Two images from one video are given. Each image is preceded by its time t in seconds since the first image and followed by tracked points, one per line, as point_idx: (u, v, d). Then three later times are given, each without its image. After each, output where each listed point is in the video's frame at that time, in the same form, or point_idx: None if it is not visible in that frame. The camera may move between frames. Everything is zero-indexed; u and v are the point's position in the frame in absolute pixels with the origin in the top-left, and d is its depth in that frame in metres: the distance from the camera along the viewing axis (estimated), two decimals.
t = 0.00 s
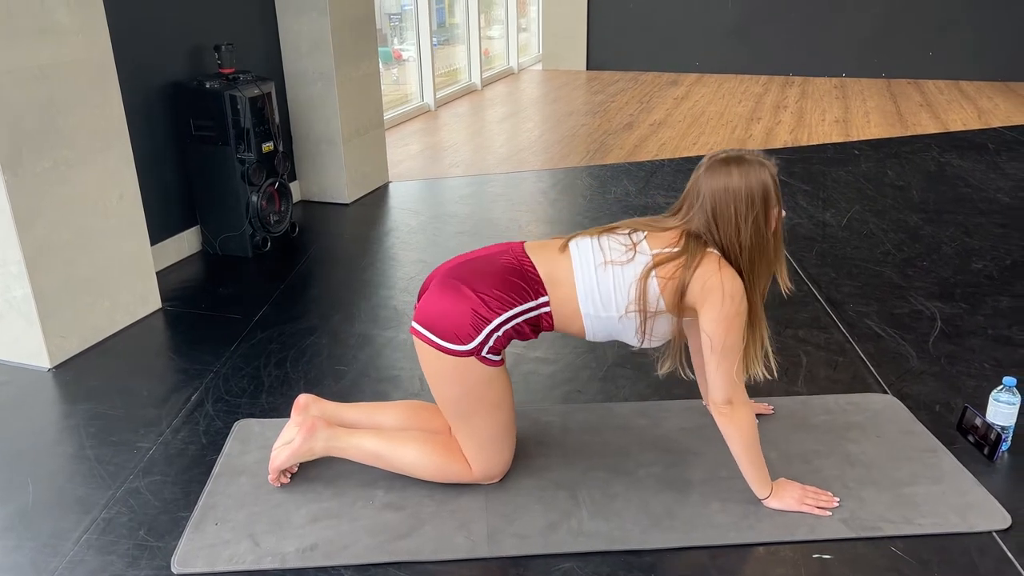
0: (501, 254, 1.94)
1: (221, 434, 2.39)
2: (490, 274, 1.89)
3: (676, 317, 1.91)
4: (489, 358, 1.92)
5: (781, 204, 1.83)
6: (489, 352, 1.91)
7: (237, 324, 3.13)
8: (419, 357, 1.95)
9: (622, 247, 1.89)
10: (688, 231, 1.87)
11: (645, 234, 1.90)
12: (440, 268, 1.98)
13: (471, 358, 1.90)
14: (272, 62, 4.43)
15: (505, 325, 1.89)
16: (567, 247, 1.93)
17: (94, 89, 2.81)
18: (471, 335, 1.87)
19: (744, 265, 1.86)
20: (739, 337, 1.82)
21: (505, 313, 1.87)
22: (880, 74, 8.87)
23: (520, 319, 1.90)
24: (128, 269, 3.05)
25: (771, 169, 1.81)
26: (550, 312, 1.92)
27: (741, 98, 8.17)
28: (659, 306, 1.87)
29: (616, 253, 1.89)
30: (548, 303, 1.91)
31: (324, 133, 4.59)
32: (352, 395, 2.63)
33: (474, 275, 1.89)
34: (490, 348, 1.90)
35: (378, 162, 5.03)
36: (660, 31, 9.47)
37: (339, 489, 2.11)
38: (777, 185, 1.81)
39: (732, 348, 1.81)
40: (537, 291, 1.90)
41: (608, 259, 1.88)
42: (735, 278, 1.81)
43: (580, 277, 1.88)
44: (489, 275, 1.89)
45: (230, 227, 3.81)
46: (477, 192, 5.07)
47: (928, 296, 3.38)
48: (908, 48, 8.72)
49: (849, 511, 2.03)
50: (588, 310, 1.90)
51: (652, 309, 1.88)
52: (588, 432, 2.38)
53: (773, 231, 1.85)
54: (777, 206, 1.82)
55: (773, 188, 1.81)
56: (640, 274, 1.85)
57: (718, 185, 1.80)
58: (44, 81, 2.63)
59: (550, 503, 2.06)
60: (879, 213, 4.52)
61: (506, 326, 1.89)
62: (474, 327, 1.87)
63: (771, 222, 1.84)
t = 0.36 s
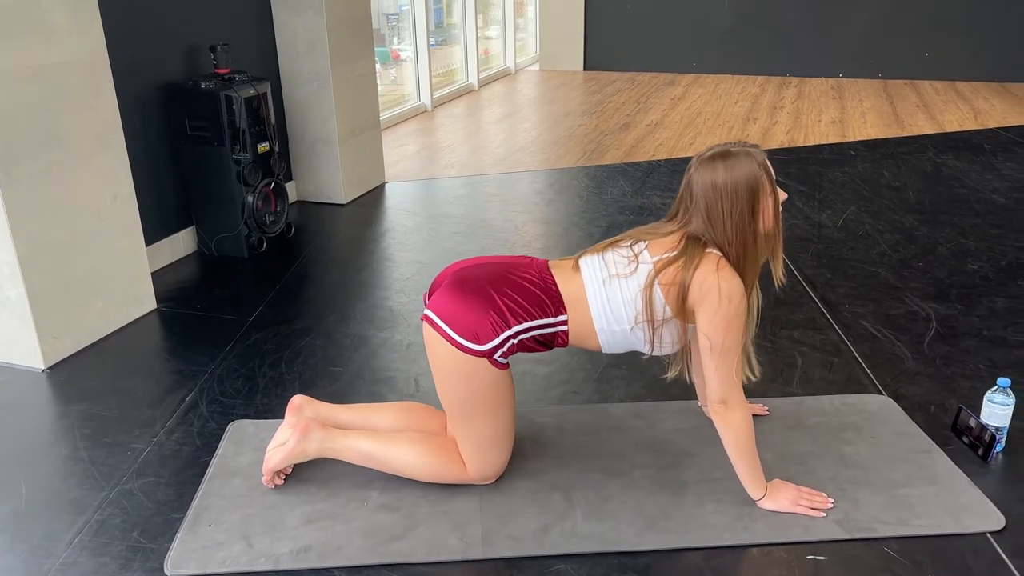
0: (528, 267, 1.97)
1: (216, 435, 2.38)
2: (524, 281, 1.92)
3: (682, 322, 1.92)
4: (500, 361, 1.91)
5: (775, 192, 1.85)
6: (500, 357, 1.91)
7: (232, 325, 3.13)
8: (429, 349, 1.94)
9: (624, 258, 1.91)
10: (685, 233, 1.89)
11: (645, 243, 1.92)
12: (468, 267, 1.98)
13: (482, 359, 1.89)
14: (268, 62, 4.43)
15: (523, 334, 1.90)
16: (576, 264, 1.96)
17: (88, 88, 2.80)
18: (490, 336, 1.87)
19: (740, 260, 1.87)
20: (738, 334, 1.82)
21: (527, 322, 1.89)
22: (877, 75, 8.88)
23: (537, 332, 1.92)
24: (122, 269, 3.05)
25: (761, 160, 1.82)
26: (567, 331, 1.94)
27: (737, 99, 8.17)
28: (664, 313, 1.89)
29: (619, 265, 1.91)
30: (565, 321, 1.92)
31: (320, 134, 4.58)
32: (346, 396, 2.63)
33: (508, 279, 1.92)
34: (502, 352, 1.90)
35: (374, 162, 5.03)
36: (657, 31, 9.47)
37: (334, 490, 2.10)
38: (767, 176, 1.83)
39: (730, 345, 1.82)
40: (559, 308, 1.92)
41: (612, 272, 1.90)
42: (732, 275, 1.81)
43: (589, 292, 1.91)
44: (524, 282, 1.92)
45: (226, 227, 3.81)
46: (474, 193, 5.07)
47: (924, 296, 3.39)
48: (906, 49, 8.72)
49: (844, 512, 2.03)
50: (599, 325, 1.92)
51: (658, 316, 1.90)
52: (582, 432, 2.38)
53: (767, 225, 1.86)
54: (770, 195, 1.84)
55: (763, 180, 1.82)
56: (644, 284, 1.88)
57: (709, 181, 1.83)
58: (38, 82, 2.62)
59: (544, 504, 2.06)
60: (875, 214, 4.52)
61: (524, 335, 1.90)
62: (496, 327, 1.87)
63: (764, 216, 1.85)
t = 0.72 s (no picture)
0: (539, 280, 1.95)
1: (209, 440, 2.36)
2: (537, 294, 1.91)
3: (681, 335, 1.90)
4: (502, 370, 1.89)
5: (768, 193, 1.83)
6: (504, 366, 1.89)
7: (227, 328, 3.11)
8: (432, 350, 1.91)
9: (623, 273, 1.91)
10: (680, 242, 1.88)
11: (642, 256, 1.91)
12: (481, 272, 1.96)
13: (487, 366, 1.87)
14: (264, 63, 4.41)
15: (530, 347, 1.89)
16: (578, 279, 1.96)
17: (80, 89, 2.78)
18: (497, 344, 1.84)
19: (734, 266, 1.85)
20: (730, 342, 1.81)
21: (535, 335, 1.88)
22: (876, 74, 8.86)
23: (543, 346, 1.90)
24: (116, 272, 3.03)
25: (753, 162, 1.81)
26: (572, 348, 1.93)
27: (736, 99, 8.15)
28: (663, 326, 1.87)
29: (618, 280, 1.91)
30: (572, 339, 1.91)
31: (316, 135, 4.56)
32: (341, 401, 2.61)
33: (521, 290, 1.91)
34: (507, 362, 1.87)
35: (371, 162, 5.01)
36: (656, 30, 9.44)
37: (327, 496, 2.09)
38: (759, 178, 1.81)
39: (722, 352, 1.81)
40: (565, 325, 1.90)
41: (610, 287, 1.90)
42: (725, 282, 1.79)
43: (591, 308, 1.90)
44: (538, 295, 1.91)
45: (222, 229, 3.79)
46: (472, 193, 5.05)
47: (922, 299, 3.37)
48: (905, 48, 8.70)
49: (841, 519, 2.01)
50: (602, 341, 1.91)
51: (658, 329, 1.88)
52: (578, 437, 2.36)
53: (761, 228, 1.84)
54: (763, 198, 1.82)
55: (756, 183, 1.81)
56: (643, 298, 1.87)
57: (701, 186, 1.82)
58: (31, 84, 2.60)
59: (539, 510, 2.04)
60: (874, 215, 4.51)
61: (531, 347, 1.89)
62: (505, 336, 1.85)
63: (758, 220, 1.83)
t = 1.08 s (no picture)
0: (537, 285, 1.91)
1: (199, 444, 2.33)
2: (537, 299, 1.87)
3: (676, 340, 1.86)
4: (500, 376, 1.86)
5: (760, 193, 1.79)
6: (501, 372, 1.85)
7: (220, 328, 3.07)
8: (426, 349, 1.87)
9: (616, 278, 1.87)
10: (672, 244, 1.84)
11: (634, 260, 1.88)
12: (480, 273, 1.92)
13: (484, 372, 1.83)
14: (260, 60, 4.37)
15: (529, 354, 1.85)
16: (573, 285, 1.92)
17: (70, 86, 2.74)
18: (496, 350, 1.81)
19: (726, 268, 1.82)
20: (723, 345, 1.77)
21: (534, 342, 1.84)
22: (878, 72, 8.81)
23: (541, 354, 1.87)
24: (108, 272, 2.99)
25: (743, 162, 1.77)
26: (570, 357, 1.89)
27: (737, 96, 8.10)
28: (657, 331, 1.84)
29: (612, 285, 1.87)
30: (570, 347, 1.88)
31: (313, 133, 4.52)
32: (334, 403, 2.57)
33: (522, 295, 1.87)
34: (505, 368, 1.84)
35: (368, 160, 4.96)
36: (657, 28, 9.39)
37: (318, 501, 2.05)
38: (750, 178, 1.78)
39: (715, 356, 1.76)
40: (564, 333, 1.87)
41: (604, 293, 1.86)
42: (715, 283, 1.75)
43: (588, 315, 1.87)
44: (536, 300, 1.87)
45: (216, 228, 3.75)
46: (470, 192, 5.01)
47: (924, 300, 3.33)
48: (908, 46, 8.65)
49: (841, 526, 1.97)
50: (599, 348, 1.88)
51: (652, 334, 1.85)
52: (574, 441, 2.32)
53: (753, 228, 1.81)
54: (753, 198, 1.79)
55: (747, 183, 1.77)
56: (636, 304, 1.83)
57: (690, 187, 1.79)
58: (20, 81, 2.56)
59: (533, 516, 2.01)
60: (875, 214, 4.47)
61: (529, 354, 1.85)
62: (503, 342, 1.81)
63: (749, 220, 1.80)
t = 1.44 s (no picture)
0: (530, 276, 1.87)
1: (190, 441, 2.30)
2: (531, 292, 1.84)
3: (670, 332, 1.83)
4: (493, 370, 1.83)
5: (773, 192, 1.75)
6: (495, 367, 1.82)
7: (215, 325, 3.04)
8: (417, 347, 1.83)
9: (613, 267, 1.84)
10: (675, 234, 1.80)
11: (634, 248, 1.84)
12: (474, 267, 1.88)
13: (477, 368, 1.80)
14: (256, 54, 4.33)
15: (522, 347, 1.82)
16: (567, 273, 1.89)
17: (62, 80, 2.70)
18: (489, 345, 1.78)
19: (729, 263, 1.78)
20: (721, 340, 1.73)
21: (527, 335, 1.81)
22: (881, 67, 8.74)
23: (535, 346, 1.84)
24: (101, 268, 2.96)
25: (762, 158, 1.73)
26: (564, 347, 1.86)
27: (739, 91, 8.04)
28: (652, 323, 1.80)
29: (607, 274, 1.84)
30: (563, 338, 1.85)
31: (310, 128, 4.49)
32: (328, 401, 2.54)
33: (515, 288, 1.83)
34: (498, 363, 1.81)
35: (366, 156, 4.93)
36: (658, 22, 9.32)
37: (310, 500, 2.02)
38: (766, 176, 1.74)
39: (713, 351, 1.73)
40: (558, 324, 1.83)
41: (599, 282, 1.83)
42: (717, 278, 1.72)
43: (580, 303, 1.84)
44: (530, 292, 1.83)
45: (212, 223, 3.72)
46: (470, 187, 4.98)
47: (926, 296, 3.29)
48: (911, 41, 8.58)
49: (841, 526, 1.94)
50: (589, 335, 1.84)
51: (647, 325, 1.81)
52: (570, 439, 2.29)
53: (761, 226, 1.77)
54: (766, 197, 1.75)
55: (762, 179, 1.73)
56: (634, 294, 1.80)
57: (703, 179, 1.75)
58: (11, 75, 2.53)
59: (528, 515, 1.97)
60: (877, 209, 4.42)
61: (523, 347, 1.82)
62: (497, 336, 1.78)
63: (758, 217, 1.76)
